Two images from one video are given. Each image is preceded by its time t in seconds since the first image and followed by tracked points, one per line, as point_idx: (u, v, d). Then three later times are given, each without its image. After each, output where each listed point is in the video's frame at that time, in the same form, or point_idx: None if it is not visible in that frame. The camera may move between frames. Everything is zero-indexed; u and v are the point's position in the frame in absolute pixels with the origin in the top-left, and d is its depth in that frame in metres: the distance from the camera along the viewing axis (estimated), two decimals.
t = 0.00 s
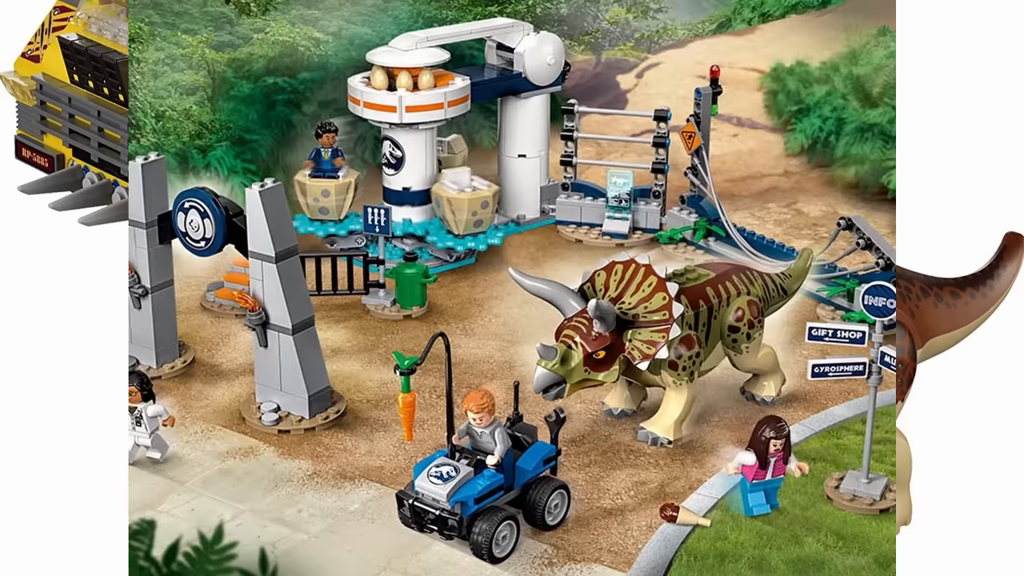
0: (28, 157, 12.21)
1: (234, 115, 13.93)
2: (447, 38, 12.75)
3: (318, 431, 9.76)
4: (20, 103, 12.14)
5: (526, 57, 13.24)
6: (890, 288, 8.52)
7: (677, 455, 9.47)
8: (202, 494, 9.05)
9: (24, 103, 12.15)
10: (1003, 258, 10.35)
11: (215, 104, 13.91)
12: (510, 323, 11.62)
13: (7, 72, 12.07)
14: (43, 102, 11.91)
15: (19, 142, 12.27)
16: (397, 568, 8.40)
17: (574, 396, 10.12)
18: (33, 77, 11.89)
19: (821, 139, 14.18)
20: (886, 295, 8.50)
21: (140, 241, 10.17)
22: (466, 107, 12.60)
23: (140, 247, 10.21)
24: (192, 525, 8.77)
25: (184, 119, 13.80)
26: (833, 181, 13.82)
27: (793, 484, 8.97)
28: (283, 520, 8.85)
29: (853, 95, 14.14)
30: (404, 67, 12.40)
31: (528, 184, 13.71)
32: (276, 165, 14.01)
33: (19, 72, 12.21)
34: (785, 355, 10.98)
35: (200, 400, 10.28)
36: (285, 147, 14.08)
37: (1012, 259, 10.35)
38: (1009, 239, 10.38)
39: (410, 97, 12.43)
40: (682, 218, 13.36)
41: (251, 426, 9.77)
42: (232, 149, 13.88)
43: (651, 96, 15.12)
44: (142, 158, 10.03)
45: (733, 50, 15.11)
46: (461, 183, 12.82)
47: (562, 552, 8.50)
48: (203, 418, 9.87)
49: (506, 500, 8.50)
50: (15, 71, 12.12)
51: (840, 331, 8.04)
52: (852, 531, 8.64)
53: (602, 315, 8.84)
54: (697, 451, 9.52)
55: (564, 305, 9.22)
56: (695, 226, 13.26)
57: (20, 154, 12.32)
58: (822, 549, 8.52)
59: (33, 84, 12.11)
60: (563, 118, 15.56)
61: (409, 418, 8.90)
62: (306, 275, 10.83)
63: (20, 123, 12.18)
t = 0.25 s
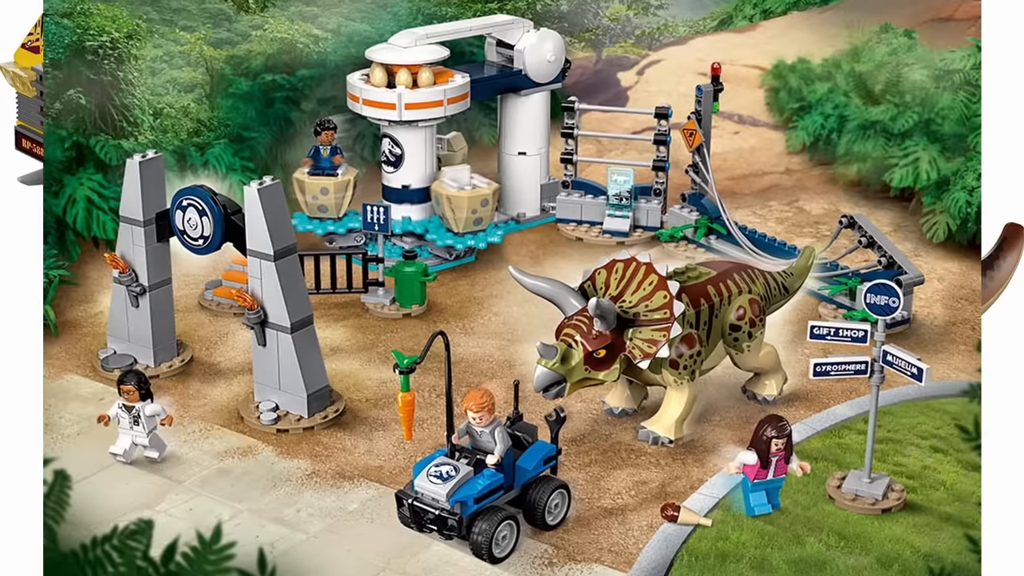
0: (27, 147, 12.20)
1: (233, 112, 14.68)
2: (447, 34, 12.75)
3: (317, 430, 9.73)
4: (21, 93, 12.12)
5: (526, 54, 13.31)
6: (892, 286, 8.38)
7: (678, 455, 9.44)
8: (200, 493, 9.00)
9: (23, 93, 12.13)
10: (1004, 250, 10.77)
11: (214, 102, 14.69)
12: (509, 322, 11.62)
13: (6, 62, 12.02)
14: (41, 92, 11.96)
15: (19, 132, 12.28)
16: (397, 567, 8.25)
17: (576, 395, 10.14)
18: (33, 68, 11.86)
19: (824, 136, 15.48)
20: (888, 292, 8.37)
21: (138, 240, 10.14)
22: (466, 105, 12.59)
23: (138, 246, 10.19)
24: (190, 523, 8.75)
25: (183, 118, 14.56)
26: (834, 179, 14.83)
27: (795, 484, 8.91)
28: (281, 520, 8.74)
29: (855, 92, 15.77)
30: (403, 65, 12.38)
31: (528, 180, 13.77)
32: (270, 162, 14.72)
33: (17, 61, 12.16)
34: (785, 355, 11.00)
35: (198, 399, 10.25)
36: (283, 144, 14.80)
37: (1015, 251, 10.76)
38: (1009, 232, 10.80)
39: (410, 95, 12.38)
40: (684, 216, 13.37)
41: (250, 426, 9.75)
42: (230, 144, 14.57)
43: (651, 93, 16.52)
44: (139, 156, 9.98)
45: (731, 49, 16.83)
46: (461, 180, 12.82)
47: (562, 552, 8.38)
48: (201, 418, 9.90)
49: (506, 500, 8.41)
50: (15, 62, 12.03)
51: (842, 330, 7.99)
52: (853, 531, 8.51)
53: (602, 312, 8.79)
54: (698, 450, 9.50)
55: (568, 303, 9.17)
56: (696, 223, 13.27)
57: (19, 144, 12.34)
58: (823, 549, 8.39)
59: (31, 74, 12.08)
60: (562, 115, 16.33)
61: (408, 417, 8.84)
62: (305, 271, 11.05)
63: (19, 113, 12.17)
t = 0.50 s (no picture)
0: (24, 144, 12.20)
1: (231, 109, 15.46)
2: (447, 32, 12.72)
3: (316, 429, 9.72)
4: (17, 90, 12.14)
5: (526, 51, 13.26)
6: (896, 283, 7.97)
7: (679, 454, 9.43)
8: (198, 493, 8.88)
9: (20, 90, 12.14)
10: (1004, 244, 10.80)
11: (215, 100, 15.58)
12: (509, 321, 11.62)
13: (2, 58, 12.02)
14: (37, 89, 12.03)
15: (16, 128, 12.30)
16: (397, 567, 8.02)
17: (576, 396, 10.31)
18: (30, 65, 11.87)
19: (826, 133, 16.42)
20: (890, 291, 7.96)
21: (136, 238, 10.08)
22: (465, 102, 12.56)
23: (135, 244, 10.14)
24: (189, 524, 8.49)
25: (182, 115, 15.48)
26: (836, 178, 15.67)
27: (797, 484, 8.88)
28: (280, 519, 8.61)
29: (856, 89, 16.82)
30: (404, 61, 12.32)
31: (527, 180, 13.88)
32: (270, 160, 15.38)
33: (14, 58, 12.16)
34: (785, 355, 10.99)
35: (197, 398, 10.23)
36: (281, 141, 15.53)
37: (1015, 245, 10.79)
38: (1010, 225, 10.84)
39: (410, 91, 12.32)
40: (685, 214, 13.38)
41: (249, 425, 9.76)
42: (228, 140, 15.18)
43: (652, 90, 17.50)
44: (137, 154, 9.88)
45: (731, 46, 18.28)
46: (460, 178, 12.84)
47: (563, 552, 8.24)
48: (199, 418, 9.91)
49: (506, 500, 8.28)
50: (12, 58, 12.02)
51: (843, 329, 7.80)
52: (857, 531, 8.29)
53: (604, 310, 8.72)
54: (699, 450, 9.50)
55: (567, 301, 9.17)
56: (697, 221, 13.27)
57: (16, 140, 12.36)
58: (826, 550, 8.08)
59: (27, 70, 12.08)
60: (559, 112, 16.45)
61: (409, 416, 8.81)
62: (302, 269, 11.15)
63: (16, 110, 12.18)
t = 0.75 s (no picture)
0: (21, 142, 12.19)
1: (230, 107, 15.44)
2: (446, 28, 12.69)
3: (315, 429, 9.70)
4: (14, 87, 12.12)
5: (526, 48, 13.23)
6: (898, 281, 7.94)
7: (680, 453, 9.41)
8: (196, 493, 8.86)
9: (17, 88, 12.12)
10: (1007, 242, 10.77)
11: (213, 97, 15.57)
12: (509, 319, 11.59)
13: None
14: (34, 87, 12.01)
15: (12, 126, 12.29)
16: (396, 568, 8.00)
17: (577, 395, 10.28)
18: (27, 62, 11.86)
19: (827, 131, 16.38)
20: (892, 289, 7.93)
21: (134, 235, 10.05)
22: (465, 99, 12.54)
23: (133, 242, 10.11)
24: (186, 523, 8.47)
25: (180, 113, 15.45)
26: (837, 176, 15.63)
27: (798, 484, 8.85)
28: (279, 519, 8.59)
29: (858, 87, 16.88)
30: (403, 58, 12.28)
31: (527, 178, 13.85)
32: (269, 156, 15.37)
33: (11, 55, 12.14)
34: (787, 354, 10.97)
35: (195, 397, 10.21)
36: (280, 139, 15.53)
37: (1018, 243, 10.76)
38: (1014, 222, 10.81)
39: (410, 89, 12.29)
40: (686, 212, 13.36)
41: (247, 424, 9.74)
42: (227, 138, 15.16)
43: (653, 87, 17.49)
44: (135, 151, 9.86)
45: (731, 43, 18.25)
46: (460, 176, 12.83)
47: (563, 552, 8.22)
48: (197, 417, 9.89)
49: (506, 500, 8.26)
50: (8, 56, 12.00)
51: (845, 327, 7.76)
52: (859, 531, 8.26)
53: (605, 310, 8.68)
54: (700, 449, 9.48)
55: (567, 300, 9.15)
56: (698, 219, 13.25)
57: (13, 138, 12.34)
58: (828, 550, 8.06)
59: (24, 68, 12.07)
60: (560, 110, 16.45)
61: (408, 416, 8.76)
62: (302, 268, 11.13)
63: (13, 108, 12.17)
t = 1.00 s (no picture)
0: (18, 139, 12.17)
1: (228, 104, 15.49)
2: (446, 25, 12.67)
3: (314, 428, 9.67)
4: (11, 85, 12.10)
5: (526, 45, 13.20)
6: (900, 280, 7.92)
7: (681, 452, 9.39)
8: (194, 492, 8.84)
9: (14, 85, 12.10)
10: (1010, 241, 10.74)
11: (211, 94, 15.58)
12: (509, 318, 11.57)
13: None
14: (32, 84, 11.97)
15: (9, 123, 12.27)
16: (395, 568, 7.97)
17: (577, 394, 10.26)
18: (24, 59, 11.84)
19: (828, 129, 16.32)
20: (895, 287, 7.90)
21: (131, 234, 10.02)
22: (464, 97, 12.52)
23: (131, 241, 10.08)
24: (184, 523, 8.44)
25: (179, 109, 15.46)
26: (839, 173, 15.60)
27: (800, 483, 8.83)
28: (278, 519, 8.56)
29: (860, 85, 16.73)
30: (402, 55, 12.26)
31: (527, 176, 13.83)
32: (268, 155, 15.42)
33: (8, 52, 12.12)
34: (788, 353, 10.94)
35: (193, 396, 10.18)
36: (280, 137, 15.63)
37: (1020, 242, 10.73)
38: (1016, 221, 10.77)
39: (409, 86, 12.25)
40: (687, 210, 13.34)
41: (246, 424, 9.72)
42: (225, 135, 15.21)
43: (655, 85, 17.51)
44: (132, 149, 9.85)
45: (733, 40, 18.24)
46: (460, 174, 12.80)
47: (563, 552, 8.19)
48: (195, 416, 9.87)
49: (506, 500, 8.24)
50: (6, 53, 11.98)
51: (847, 326, 7.73)
52: (861, 531, 8.24)
53: (606, 310, 8.65)
54: (701, 448, 9.46)
55: (567, 298, 9.13)
56: (699, 217, 13.24)
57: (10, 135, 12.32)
58: (829, 550, 8.03)
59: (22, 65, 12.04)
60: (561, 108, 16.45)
61: (407, 415, 8.72)
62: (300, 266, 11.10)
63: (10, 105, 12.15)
